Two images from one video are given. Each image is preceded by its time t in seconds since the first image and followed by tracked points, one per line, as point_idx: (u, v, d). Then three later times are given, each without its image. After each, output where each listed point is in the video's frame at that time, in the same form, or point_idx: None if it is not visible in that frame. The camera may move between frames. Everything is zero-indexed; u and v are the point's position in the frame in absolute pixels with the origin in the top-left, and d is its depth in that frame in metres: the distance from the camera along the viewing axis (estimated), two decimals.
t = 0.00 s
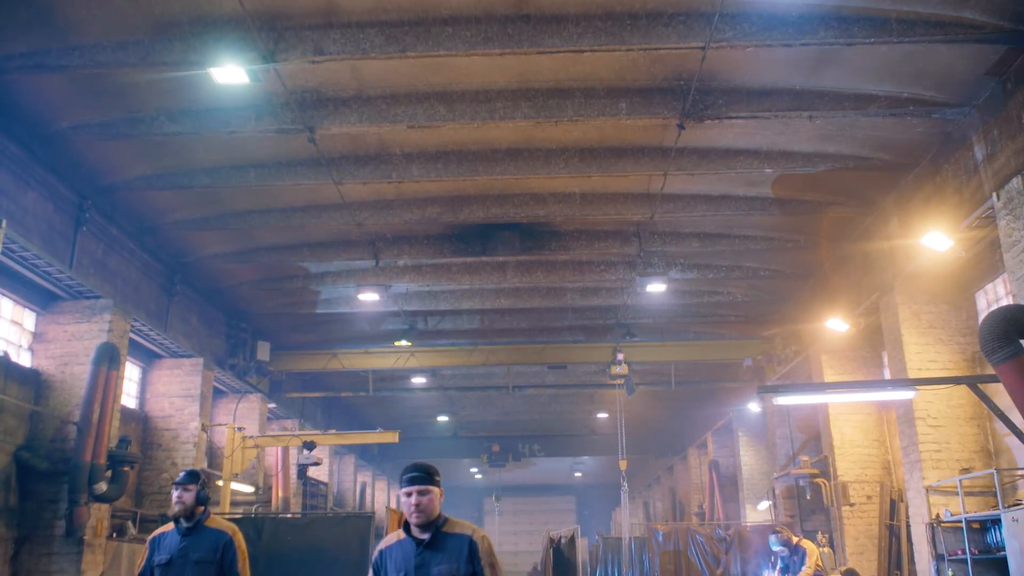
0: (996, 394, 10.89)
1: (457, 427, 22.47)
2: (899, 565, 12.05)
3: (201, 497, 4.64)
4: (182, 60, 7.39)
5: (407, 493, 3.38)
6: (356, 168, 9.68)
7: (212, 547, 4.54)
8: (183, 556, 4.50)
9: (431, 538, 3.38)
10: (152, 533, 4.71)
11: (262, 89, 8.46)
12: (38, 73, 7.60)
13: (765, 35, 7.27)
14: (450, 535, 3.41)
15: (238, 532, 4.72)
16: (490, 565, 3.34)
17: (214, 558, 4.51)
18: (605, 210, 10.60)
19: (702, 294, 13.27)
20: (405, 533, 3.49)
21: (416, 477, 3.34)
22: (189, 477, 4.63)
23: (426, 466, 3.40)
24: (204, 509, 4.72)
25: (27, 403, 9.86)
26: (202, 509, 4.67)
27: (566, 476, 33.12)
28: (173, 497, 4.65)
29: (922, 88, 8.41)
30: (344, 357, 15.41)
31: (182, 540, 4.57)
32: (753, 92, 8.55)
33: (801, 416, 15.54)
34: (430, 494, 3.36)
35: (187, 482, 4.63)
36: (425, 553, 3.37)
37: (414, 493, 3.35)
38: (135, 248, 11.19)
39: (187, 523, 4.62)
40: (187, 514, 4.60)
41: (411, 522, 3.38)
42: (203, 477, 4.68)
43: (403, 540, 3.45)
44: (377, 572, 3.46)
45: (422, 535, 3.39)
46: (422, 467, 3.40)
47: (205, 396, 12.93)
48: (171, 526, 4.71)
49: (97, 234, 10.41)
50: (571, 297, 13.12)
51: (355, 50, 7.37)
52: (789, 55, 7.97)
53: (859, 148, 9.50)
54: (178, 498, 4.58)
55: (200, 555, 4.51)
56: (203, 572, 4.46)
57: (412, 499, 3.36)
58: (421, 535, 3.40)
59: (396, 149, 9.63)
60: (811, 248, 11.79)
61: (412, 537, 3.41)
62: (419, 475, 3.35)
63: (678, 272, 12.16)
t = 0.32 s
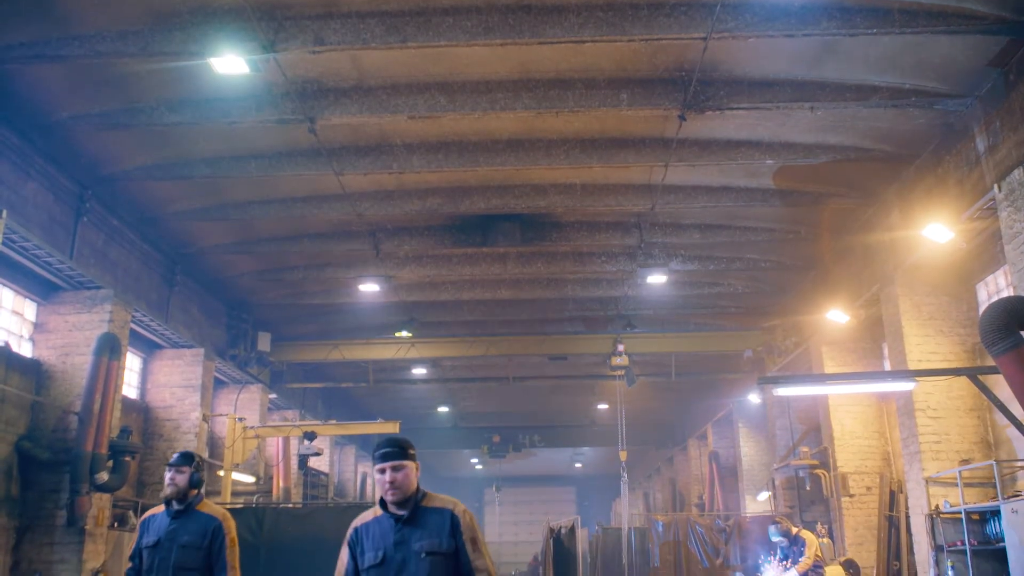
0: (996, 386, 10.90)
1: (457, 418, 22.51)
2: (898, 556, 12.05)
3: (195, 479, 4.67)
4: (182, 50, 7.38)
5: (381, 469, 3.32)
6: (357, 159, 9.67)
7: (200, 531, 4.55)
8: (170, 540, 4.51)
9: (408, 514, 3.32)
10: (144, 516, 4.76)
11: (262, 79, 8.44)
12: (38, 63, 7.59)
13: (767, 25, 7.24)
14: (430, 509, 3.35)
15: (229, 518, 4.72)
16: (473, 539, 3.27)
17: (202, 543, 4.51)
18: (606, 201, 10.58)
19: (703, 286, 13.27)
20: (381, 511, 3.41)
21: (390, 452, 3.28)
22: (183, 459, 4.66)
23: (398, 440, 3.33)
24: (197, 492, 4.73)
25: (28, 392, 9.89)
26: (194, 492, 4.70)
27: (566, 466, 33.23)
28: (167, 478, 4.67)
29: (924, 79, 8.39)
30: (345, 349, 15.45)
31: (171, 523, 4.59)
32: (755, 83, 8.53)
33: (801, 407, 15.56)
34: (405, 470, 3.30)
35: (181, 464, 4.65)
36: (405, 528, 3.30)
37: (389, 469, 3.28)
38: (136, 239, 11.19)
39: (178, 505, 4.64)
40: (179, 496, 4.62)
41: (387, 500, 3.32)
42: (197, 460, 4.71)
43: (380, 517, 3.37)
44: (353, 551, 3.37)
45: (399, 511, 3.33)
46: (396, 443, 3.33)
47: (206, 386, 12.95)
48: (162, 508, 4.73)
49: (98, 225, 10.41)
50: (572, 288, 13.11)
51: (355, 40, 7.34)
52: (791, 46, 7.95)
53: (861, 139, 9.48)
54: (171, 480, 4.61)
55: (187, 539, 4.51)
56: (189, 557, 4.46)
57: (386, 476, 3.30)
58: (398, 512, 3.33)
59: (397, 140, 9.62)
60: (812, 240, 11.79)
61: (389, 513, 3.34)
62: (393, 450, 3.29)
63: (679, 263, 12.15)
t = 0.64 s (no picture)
0: (997, 374, 10.91)
1: (457, 407, 22.54)
2: (898, 544, 12.07)
3: (182, 460, 4.70)
4: (182, 38, 7.35)
5: (369, 446, 3.34)
6: (357, 148, 9.65)
7: (187, 513, 4.61)
8: (157, 521, 4.59)
9: (394, 493, 3.33)
10: (133, 497, 4.83)
11: (262, 67, 8.40)
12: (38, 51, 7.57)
13: (768, 13, 7.21)
14: (417, 489, 3.35)
15: (219, 499, 4.77)
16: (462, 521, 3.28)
17: (189, 525, 4.57)
18: (607, 190, 10.56)
19: (704, 275, 13.26)
20: (367, 488, 3.43)
21: (379, 430, 3.31)
22: (170, 440, 4.71)
23: (389, 416, 3.37)
24: (185, 473, 4.78)
25: (30, 381, 9.91)
26: (182, 473, 4.74)
27: (566, 455, 33.33)
28: (154, 460, 4.72)
29: (926, 67, 8.35)
30: (346, 337, 15.47)
31: (158, 505, 4.65)
32: (757, 71, 8.49)
33: (801, 396, 15.59)
34: (394, 448, 3.33)
35: (168, 445, 4.70)
36: (390, 508, 3.31)
37: (377, 446, 3.30)
38: (136, 227, 11.18)
39: (165, 487, 4.70)
40: (166, 478, 4.67)
41: (374, 478, 3.33)
42: (185, 441, 4.75)
43: (365, 494, 3.39)
44: (334, 525, 3.38)
45: (386, 490, 3.34)
46: (386, 421, 3.36)
47: (208, 375, 12.96)
48: (150, 490, 4.80)
49: (98, 213, 10.41)
50: (572, 277, 13.09)
51: (355, 27, 7.31)
52: (793, 33, 7.91)
53: (863, 128, 9.45)
54: (158, 460, 4.65)
55: (173, 521, 4.58)
56: (176, 538, 4.53)
57: (374, 453, 3.31)
58: (384, 491, 3.35)
59: (397, 128, 9.59)
60: (813, 229, 11.77)
61: (374, 491, 3.35)
62: (383, 428, 3.32)
63: (680, 252, 12.14)
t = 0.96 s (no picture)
0: (997, 360, 10.92)
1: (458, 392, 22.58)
2: (897, 530, 12.00)
3: (160, 444, 4.80)
4: (182, 22, 7.32)
5: (359, 431, 3.27)
6: (357, 133, 9.62)
7: (170, 500, 4.69)
8: (139, 510, 4.66)
9: (381, 483, 3.30)
10: (114, 486, 4.92)
11: (262, 51, 8.36)
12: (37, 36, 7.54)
13: None
14: (405, 480, 3.33)
15: (202, 485, 4.86)
16: (450, 518, 3.25)
17: (173, 512, 4.66)
18: (608, 175, 10.53)
19: (705, 260, 13.24)
20: (353, 474, 3.39)
21: (371, 416, 3.23)
22: (147, 424, 4.80)
23: (380, 399, 3.30)
24: (165, 457, 4.88)
25: (31, 365, 9.94)
26: (162, 456, 4.84)
27: (567, 440, 33.43)
28: (134, 444, 4.83)
29: (929, 52, 8.32)
30: (347, 323, 15.50)
31: (140, 493, 4.74)
32: (759, 56, 8.45)
33: (802, 381, 15.62)
34: (385, 436, 3.27)
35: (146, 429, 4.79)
36: (376, 497, 3.29)
37: (368, 433, 3.24)
38: (136, 213, 11.18)
39: (146, 474, 4.79)
40: (145, 463, 4.76)
41: (362, 466, 3.29)
42: (162, 425, 4.84)
43: (351, 481, 3.36)
44: (316, 511, 3.36)
45: (374, 478, 3.32)
46: (377, 406, 3.28)
47: (208, 360, 12.98)
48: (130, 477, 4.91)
49: (99, 199, 10.41)
50: (574, 263, 13.08)
51: (356, 12, 7.27)
52: (795, 17, 7.87)
53: (865, 113, 9.42)
54: (137, 445, 4.76)
55: (157, 509, 4.66)
56: (160, 526, 4.61)
57: (363, 439, 3.25)
58: (372, 479, 3.32)
59: (397, 113, 9.56)
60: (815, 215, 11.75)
61: (361, 479, 3.33)
62: (375, 415, 3.25)
63: (681, 238, 12.13)
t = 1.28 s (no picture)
0: (997, 340, 10.94)
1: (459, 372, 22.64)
2: (898, 509, 11.97)
3: (131, 421, 4.81)
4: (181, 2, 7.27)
5: (350, 409, 3.14)
6: (358, 113, 9.59)
7: (145, 479, 4.77)
8: (114, 489, 4.73)
9: (369, 470, 3.14)
10: (85, 468, 4.94)
11: (261, 31, 8.31)
12: (34, 15, 7.48)
13: None
14: (394, 469, 3.17)
15: (176, 462, 4.95)
16: (440, 515, 3.08)
17: (150, 491, 4.74)
18: (609, 155, 10.49)
19: (705, 242, 13.21)
20: (341, 459, 3.25)
21: (364, 392, 3.12)
22: (115, 401, 4.80)
23: (376, 378, 3.18)
24: (136, 434, 4.90)
25: (33, 346, 9.97)
26: (132, 433, 4.85)
27: (568, 421, 33.59)
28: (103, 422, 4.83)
29: (932, 31, 8.26)
30: (348, 303, 15.52)
31: (114, 473, 4.79)
32: (760, 36, 8.40)
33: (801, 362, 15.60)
34: (378, 415, 3.14)
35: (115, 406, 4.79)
36: (362, 486, 3.13)
37: (360, 410, 3.12)
38: (136, 193, 11.16)
39: (119, 453, 4.83)
40: (116, 442, 4.80)
41: (352, 448, 3.14)
42: (131, 402, 4.83)
43: (337, 466, 3.21)
44: (297, 494, 3.23)
45: (363, 463, 3.16)
46: (371, 384, 3.17)
47: (209, 340, 12.98)
48: (102, 458, 4.94)
49: (99, 179, 10.39)
50: (574, 244, 13.07)
51: None
52: None
53: (867, 94, 9.37)
54: (106, 423, 4.77)
55: (133, 488, 4.73)
56: (138, 505, 4.70)
57: (354, 418, 3.12)
58: (360, 465, 3.16)
59: (397, 93, 9.51)
60: (816, 196, 11.72)
61: (348, 464, 3.18)
62: (368, 391, 3.13)
63: (681, 219, 12.10)
